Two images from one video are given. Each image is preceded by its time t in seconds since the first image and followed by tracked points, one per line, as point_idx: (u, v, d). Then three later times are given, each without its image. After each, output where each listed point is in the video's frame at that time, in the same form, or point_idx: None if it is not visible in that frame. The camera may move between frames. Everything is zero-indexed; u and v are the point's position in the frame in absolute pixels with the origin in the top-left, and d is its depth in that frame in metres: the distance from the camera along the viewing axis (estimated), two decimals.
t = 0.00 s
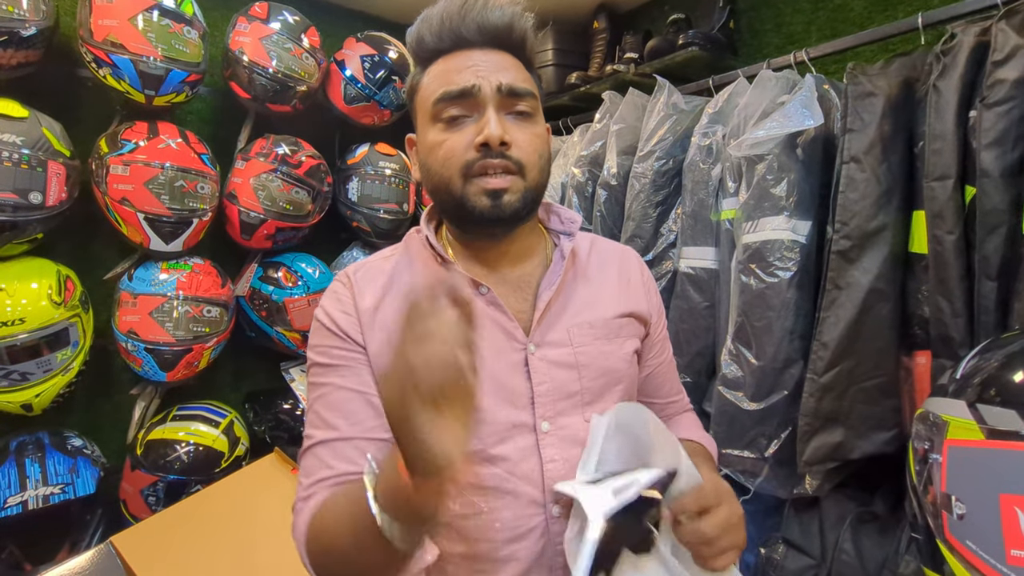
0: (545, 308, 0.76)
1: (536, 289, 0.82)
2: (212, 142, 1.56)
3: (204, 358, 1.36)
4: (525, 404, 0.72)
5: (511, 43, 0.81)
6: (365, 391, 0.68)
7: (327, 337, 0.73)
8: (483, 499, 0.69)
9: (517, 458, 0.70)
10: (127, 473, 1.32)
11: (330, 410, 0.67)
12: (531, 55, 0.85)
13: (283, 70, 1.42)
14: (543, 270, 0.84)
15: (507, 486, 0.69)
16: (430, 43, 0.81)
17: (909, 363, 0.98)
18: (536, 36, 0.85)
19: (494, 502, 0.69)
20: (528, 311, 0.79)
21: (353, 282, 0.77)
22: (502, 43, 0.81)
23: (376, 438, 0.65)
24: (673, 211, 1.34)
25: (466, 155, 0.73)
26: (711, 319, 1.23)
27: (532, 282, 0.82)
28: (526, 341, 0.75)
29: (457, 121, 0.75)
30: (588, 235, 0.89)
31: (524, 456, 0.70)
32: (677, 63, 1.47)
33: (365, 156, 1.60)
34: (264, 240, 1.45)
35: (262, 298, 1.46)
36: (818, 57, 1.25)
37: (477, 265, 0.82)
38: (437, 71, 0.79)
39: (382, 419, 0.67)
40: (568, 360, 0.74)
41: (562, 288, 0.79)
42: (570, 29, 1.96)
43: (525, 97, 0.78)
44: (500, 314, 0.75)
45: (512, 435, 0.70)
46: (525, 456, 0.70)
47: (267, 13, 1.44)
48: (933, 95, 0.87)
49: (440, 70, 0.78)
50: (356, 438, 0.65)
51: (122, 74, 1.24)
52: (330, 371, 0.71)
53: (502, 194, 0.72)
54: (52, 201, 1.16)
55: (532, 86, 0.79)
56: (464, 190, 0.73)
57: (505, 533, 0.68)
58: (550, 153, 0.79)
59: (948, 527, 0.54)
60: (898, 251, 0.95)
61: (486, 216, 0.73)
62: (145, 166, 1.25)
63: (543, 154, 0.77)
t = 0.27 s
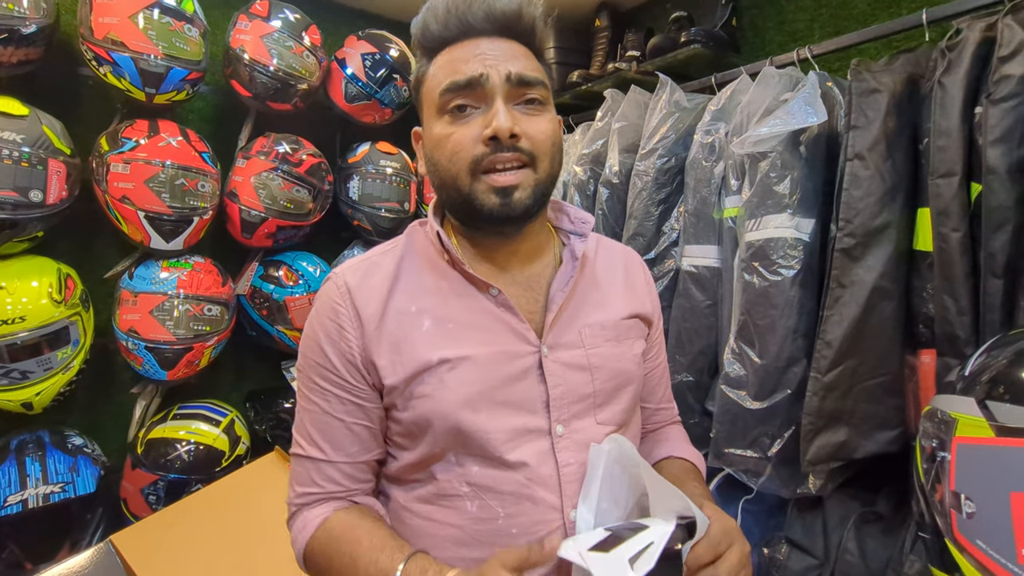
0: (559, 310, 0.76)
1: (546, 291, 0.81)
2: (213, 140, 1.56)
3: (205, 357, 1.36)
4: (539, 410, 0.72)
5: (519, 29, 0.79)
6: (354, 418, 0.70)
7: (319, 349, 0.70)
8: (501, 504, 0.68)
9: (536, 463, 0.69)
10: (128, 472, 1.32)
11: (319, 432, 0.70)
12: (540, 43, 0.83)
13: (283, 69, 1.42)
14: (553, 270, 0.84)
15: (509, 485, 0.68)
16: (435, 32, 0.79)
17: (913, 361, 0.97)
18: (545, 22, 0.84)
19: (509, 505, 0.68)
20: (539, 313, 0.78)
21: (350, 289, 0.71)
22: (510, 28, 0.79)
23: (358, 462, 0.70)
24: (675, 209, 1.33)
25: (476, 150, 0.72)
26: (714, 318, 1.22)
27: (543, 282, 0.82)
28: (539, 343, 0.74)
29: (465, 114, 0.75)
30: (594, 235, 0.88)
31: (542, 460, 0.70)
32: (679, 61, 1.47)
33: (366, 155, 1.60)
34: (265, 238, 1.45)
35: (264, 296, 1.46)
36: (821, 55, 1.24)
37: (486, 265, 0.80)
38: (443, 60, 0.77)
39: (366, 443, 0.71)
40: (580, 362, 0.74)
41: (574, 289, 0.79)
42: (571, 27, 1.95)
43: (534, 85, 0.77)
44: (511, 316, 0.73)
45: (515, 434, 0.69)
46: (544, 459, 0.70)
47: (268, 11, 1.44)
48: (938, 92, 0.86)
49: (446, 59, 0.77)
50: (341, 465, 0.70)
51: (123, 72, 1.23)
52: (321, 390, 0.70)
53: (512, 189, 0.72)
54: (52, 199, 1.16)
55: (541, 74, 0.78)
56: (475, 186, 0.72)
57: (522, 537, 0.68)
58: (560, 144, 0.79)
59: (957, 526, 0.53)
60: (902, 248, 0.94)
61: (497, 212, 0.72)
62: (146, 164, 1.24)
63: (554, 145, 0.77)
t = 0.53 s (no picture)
0: (562, 314, 0.75)
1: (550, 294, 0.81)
2: (213, 139, 1.56)
3: (205, 356, 1.36)
4: (541, 414, 0.72)
5: (541, 31, 0.76)
6: (350, 424, 0.69)
7: (317, 352, 0.70)
8: (502, 508, 0.68)
9: (537, 468, 0.69)
10: (128, 471, 1.32)
11: (314, 436, 0.69)
12: (560, 40, 0.79)
13: (284, 67, 1.41)
14: (557, 272, 0.83)
15: (510, 484, 0.68)
16: (452, 26, 0.75)
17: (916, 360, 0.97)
18: (566, 20, 0.79)
19: (509, 510, 0.68)
20: (543, 317, 0.78)
21: (351, 292, 0.71)
22: (532, 29, 0.76)
23: (353, 468, 0.70)
24: (677, 208, 1.32)
25: (486, 160, 0.70)
26: (715, 317, 1.22)
27: (547, 285, 0.81)
28: (542, 348, 0.73)
29: (478, 119, 0.72)
30: (600, 233, 0.87)
31: (544, 466, 0.70)
32: (681, 59, 1.46)
33: (367, 153, 1.60)
34: (265, 237, 1.45)
35: (264, 295, 1.46)
36: (824, 53, 1.24)
37: (489, 269, 0.79)
38: (458, 57, 0.74)
39: (361, 449, 0.70)
40: (584, 367, 0.74)
41: (578, 292, 0.78)
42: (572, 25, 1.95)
43: (554, 95, 0.74)
44: (515, 321, 0.73)
45: (516, 433, 0.69)
46: (544, 466, 0.70)
47: (268, 10, 1.43)
48: (942, 89, 0.86)
49: (461, 57, 0.73)
50: (336, 470, 0.69)
51: (123, 70, 1.23)
52: (317, 394, 0.70)
53: (520, 204, 0.71)
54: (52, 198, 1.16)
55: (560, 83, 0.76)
56: (483, 195, 0.71)
57: (520, 542, 0.68)
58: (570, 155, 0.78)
59: (964, 525, 0.53)
60: (905, 247, 0.93)
61: (503, 223, 0.72)
62: (146, 163, 1.24)
63: (565, 158, 0.76)
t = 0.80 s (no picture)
0: (563, 317, 0.75)
1: (552, 295, 0.81)
2: (216, 140, 1.57)
3: (208, 357, 1.36)
4: (543, 416, 0.72)
5: (548, 34, 0.77)
6: (351, 423, 0.70)
7: (319, 351, 0.70)
8: (505, 510, 0.69)
9: (541, 471, 0.69)
10: (132, 471, 1.33)
11: (314, 435, 0.69)
12: (566, 39, 0.80)
13: (286, 69, 1.42)
14: (558, 274, 0.83)
15: (512, 485, 0.69)
16: (461, 25, 0.75)
17: (916, 362, 0.97)
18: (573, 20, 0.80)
19: (514, 512, 0.69)
20: (543, 319, 0.78)
21: (353, 292, 0.71)
22: (540, 32, 0.76)
23: (352, 468, 0.71)
24: (677, 209, 1.33)
25: (496, 163, 0.71)
26: (716, 318, 1.22)
27: (548, 287, 0.81)
28: (544, 350, 0.73)
29: (488, 121, 0.72)
30: (602, 232, 0.87)
31: (546, 468, 0.70)
32: (681, 61, 1.46)
33: (368, 155, 1.60)
34: (268, 238, 1.45)
35: (266, 296, 1.47)
36: (825, 54, 1.24)
37: (492, 271, 0.79)
38: (466, 57, 0.74)
39: (362, 448, 0.71)
40: (584, 368, 0.74)
41: (580, 294, 0.78)
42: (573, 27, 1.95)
43: (562, 99, 0.75)
44: (517, 323, 0.73)
45: (517, 434, 0.69)
46: (546, 468, 0.70)
47: (270, 12, 1.44)
48: (941, 91, 0.86)
49: (471, 57, 0.73)
50: (335, 469, 0.69)
51: (126, 73, 1.24)
52: (318, 393, 0.70)
53: (527, 208, 0.72)
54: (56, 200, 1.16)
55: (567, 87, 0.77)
56: (492, 200, 0.72)
57: (524, 543, 0.69)
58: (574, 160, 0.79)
59: (958, 527, 0.53)
60: (905, 248, 0.94)
61: (510, 228, 0.73)
62: (149, 165, 1.25)
63: (571, 161, 0.76)
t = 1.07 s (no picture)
0: (569, 320, 0.76)
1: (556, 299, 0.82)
2: (219, 144, 1.58)
3: (211, 360, 1.37)
4: (549, 418, 0.73)
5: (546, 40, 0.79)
6: (363, 431, 0.70)
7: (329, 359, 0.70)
8: (510, 512, 0.69)
9: (543, 476, 0.70)
10: (136, 473, 1.34)
11: (325, 443, 0.70)
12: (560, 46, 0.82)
13: (289, 74, 1.43)
14: (559, 278, 0.84)
15: (513, 489, 0.69)
16: (462, 33, 0.76)
17: (913, 366, 0.98)
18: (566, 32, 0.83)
19: (519, 513, 0.69)
20: (549, 322, 0.79)
21: (361, 300, 0.72)
22: (539, 39, 0.79)
23: (362, 475, 0.72)
24: (677, 213, 1.34)
25: (510, 155, 0.71)
26: (715, 321, 1.23)
27: (552, 291, 0.82)
28: (550, 354, 0.74)
29: (497, 118, 0.73)
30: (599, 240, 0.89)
31: (552, 470, 0.71)
32: (681, 65, 1.47)
33: (370, 158, 1.61)
34: (271, 242, 1.46)
35: (269, 299, 1.48)
36: (824, 59, 1.25)
37: (502, 271, 0.80)
38: (469, 63, 0.75)
39: (371, 455, 0.72)
40: (590, 371, 0.76)
41: (583, 296, 0.79)
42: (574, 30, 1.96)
43: (564, 95, 0.77)
44: (525, 326, 0.74)
45: (525, 434, 0.70)
46: (551, 469, 0.71)
47: (273, 17, 1.45)
48: (938, 99, 0.87)
49: (474, 61, 0.74)
50: (345, 476, 0.71)
51: (131, 78, 1.25)
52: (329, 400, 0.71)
53: (543, 196, 0.71)
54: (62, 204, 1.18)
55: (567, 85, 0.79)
56: (506, 191, 0.71)
57: (530, 545, 0.69)
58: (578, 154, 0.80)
59: (947, 531, 0.55)
60: (903, 253, 0.94)
61: (526, 218, 0.72)
62: (153, 169, 1.26)
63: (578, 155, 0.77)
